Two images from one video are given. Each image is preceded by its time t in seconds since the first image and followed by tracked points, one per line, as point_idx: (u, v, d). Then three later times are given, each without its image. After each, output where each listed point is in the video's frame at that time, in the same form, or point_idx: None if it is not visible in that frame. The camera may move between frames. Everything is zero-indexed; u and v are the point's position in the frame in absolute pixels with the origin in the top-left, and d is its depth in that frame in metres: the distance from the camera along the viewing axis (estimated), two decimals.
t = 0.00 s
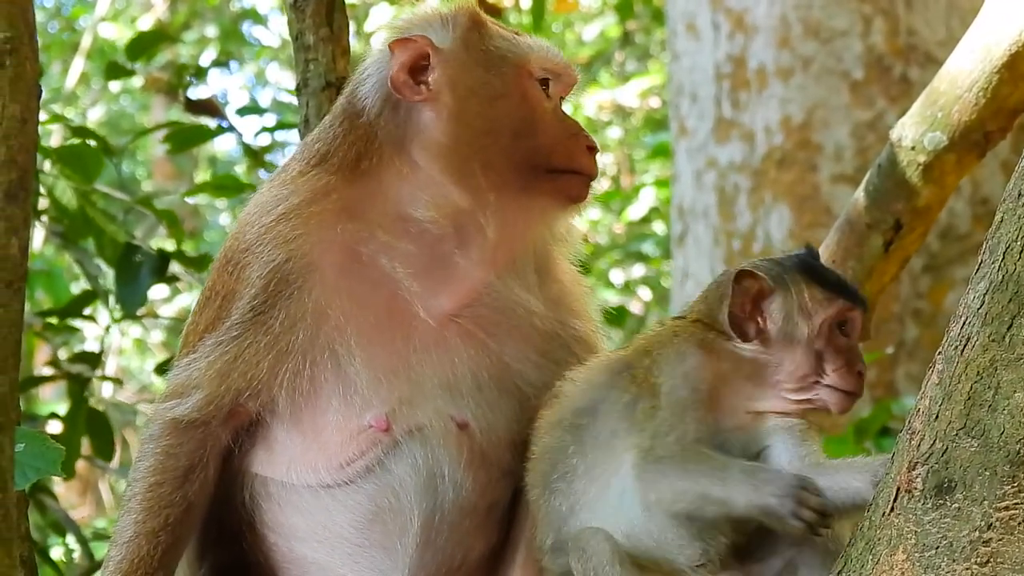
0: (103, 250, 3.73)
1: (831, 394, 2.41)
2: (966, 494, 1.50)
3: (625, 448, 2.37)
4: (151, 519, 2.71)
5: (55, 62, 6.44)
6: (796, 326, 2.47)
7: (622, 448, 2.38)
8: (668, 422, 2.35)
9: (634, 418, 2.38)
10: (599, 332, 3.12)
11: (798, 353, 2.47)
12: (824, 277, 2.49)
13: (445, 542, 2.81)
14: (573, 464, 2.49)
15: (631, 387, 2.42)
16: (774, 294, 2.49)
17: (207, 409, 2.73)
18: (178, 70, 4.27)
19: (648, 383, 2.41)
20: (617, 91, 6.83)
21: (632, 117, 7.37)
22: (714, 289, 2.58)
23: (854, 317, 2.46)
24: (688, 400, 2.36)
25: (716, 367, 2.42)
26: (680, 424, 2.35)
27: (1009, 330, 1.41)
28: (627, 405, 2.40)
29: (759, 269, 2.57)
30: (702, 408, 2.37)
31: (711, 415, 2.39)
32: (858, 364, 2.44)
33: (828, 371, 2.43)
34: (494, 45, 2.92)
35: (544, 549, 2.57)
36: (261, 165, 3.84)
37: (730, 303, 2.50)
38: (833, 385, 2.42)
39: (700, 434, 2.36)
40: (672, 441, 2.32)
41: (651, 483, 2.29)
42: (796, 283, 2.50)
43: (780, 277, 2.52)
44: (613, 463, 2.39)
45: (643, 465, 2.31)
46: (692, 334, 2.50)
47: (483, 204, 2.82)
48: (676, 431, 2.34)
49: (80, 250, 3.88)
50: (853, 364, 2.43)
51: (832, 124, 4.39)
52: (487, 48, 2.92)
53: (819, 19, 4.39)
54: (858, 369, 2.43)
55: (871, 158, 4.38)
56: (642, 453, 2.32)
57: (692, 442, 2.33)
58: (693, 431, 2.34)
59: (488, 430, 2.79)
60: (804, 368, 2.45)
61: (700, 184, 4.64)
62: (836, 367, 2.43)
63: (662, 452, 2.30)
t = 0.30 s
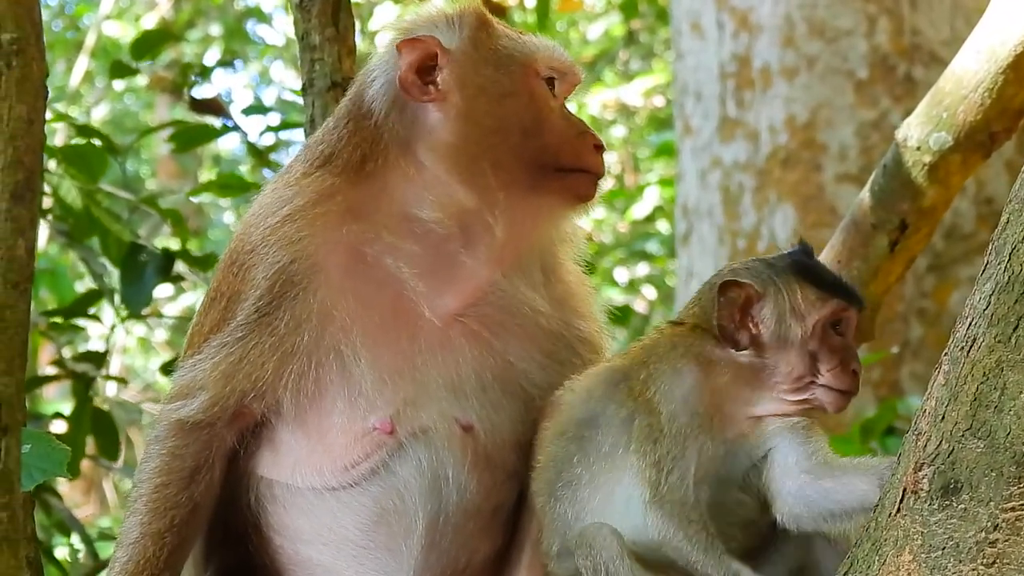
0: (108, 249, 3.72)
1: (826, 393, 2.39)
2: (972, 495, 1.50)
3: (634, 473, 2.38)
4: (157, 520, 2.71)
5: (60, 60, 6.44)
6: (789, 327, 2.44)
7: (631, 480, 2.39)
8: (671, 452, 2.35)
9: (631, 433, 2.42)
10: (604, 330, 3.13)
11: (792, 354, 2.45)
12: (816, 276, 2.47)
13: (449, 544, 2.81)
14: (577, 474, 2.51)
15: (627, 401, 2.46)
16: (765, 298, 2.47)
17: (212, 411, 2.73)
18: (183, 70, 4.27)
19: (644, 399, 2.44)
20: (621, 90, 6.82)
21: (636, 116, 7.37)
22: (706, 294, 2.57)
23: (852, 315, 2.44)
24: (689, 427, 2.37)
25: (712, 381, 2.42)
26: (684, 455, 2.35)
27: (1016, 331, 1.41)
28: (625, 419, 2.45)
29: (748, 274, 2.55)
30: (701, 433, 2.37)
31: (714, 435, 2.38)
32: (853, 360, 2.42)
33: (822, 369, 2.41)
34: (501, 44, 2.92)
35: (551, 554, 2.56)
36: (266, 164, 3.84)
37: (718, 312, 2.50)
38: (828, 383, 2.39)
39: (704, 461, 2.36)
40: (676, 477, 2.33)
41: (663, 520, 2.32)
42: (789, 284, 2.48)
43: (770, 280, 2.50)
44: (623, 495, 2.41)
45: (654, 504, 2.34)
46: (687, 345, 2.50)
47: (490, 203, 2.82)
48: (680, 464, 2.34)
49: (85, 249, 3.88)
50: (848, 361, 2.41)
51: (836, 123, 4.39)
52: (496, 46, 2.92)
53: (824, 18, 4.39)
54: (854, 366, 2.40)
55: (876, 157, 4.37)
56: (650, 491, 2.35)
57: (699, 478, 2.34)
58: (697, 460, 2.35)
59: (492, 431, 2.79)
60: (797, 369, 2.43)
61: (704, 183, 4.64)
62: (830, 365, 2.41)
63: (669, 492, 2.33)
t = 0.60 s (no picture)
0: (113, 249, 3.71)
1: (812, 385, 2.39)
2: (978, 499, 1.49)
3: (632, 488, 2.40)
4: (163, 522, 2.71)
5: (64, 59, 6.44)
6: (773, 320, 2.44)
7: (628, 494, 2.42)
8: (666, 463, 2.37)
9: (625, 447, 2.44)
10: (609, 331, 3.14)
11: (778, 346, 2.45)
12: (798, 266, 2.47)
13: (454, 546, 2.82)
14: (577, 483, 2.52)
15: (620, 415, 2.48)
16: (749, 291, 2.47)
17: (218, 413, 2.73)
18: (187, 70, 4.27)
19: (637, 412, 2.45)
20: (624, 90, 6.82)
21: (640, 115, 7.37)
22: (688, 295, 2.57)
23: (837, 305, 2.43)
24: (683, 437, 2.38)
25: (704, 390, 2.41)
26: (680, 466, 2.36)
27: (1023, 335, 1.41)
28: (619, 433, 2.47)
29: (730, 268, 2.54)
30: (694, 444, 2.38)
31: (706, 445, 2.39)
32: (839, 350, 2.41)
33: (807, 361, 2.41)
34: (510, 47, 2.93)
35: (554, 561, 2.55)
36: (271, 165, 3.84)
37: (702, 309, 2.49)
38: (813, 375, 2.39)
39: (699, 472, 2.36)
40: (670, 489, 2.34)
41: (659, 532, 2.32)
42: (771, 275, 2.48)
43: (753, 273, 2.49)
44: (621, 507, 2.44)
45: (651, 516, 2.34)
46: (676, 353, 2.49)
47: (498, 207, 2.82)
48: (675, 475, 2.35)
49: (89, 249, 3.87)
50: (833, 351, 2.40)
51: (840, 125, 4.39)
52: (505, 50, 2.92)
53: (828, 19, 4.39)
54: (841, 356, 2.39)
55: (880, 158, 4.37)
56: (646, 505, 2.36)
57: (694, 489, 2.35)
58: (691, 471, 2.36)
59: (499, 433, 2.79)
60: (783, 360, 2.43)
61: (708, 184, 4.65)
62: (815, 356, 2.40)
63: (665, 504, 2.34)
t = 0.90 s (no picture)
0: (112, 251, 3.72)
1: (807, 377, 2.40)
2: (980, 498, 1.47)
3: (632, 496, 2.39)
4: (165, 523, 2.69)
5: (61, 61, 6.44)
6: (764, 315, 2.45)
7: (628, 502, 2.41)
8: (663, 471, 2.35)
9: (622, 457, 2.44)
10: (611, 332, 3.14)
11: (770, 341, 2.46)
12: (787, 261, 2.48)
13: (456, 546, 2.82)
14: (576, 491, 2.52)
15: (617, 424, 2.48)
16: (739, 288, 2.48)
17: (221, 414, 2.73)
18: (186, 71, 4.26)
19: (633, 422, 2.44)
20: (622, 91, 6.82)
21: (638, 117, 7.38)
22: (677, 294, 2.56)
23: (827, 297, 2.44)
24: (678, 445, 2.36)
25: (702, 394, 2.41)
26: (678, 473, 2.34)
27: None
28: (617, 443, 2.47)
29: (718, 266, 2.54)
30: (691, 451, 2.36)
31: (704, 449, 2.40)
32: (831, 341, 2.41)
33: (801, 353, 2.41)
34: (519, 50, 2.93)
35: (557, 567, 2.56)
36: (270, 166, 3.83)
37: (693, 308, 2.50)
38: (807, 367, 2.40)
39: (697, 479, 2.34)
40: (669, 498, 2.33)
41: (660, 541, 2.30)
42: (761, 270, 2.49)
43: (742, 269, 2.50)
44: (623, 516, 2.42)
45: (651, 525, 2.33)
46: (670, 359, 2.48)
47: (503, 207, 2.81)
48: (672, 483, 2.33)
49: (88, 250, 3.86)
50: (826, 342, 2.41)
51: (839, 125, 4.40)
52: (514, 52, 2.92)
53: (827, 20, 4.39)
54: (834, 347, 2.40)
55: (878, 159, 4.38)
56: (645, 513, 2.35)
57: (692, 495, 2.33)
58: (689, 478, 2.34)
59: (501, 434, 2.79)
60: (776, 355, 2.44)
61: (707, 185, 4.65)
62: (808, 348, 2.41)
63: (663, 513, 2.32)
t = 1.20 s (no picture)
0: (111, 251, 3.72)
1: (794, 312, 2.51)
2: (978, 500, 1.47)
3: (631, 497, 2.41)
4: (163, 523, 2.69)
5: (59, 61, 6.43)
6: (726, 281, 2.58)
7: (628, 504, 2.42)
8: (659, 465, 2.37)
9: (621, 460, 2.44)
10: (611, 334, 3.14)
11: (744, 300, 2.56)
12: (726, 227, 2.66)
13: (456, 545, 2.81)
14: (578, 495, 2.52)
15: (619, 423, 2.47)
16: (697, 268, 2.62)
17: (219, 414, 2.72)
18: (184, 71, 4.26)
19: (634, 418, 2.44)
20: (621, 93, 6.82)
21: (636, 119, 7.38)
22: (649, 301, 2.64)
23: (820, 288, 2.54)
24: (671, 442, 2.38)
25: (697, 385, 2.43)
26: (672, 468, 2.36)
27: None
28: (620, 441, 2.46)
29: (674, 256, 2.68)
30: (687, 445, 2.38)
31: (700, 443, 2.39)
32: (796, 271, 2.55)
33: (779, 294, 2.53)
34: (519, 52, 2.94)
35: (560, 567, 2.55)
36: (268, 167, 3.83)
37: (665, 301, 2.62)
38: (789, 302, 2.52)
39: (691, 476, 2.35)
40: (664, 493, 2.35)
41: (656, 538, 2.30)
42: (709, 244, 2.65)
43: (693, 250, 2.65)
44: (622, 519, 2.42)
45: (651, 524, 2.34)
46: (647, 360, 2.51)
47: (501, 208, 2.82)
48: (668, 477, 2.36)
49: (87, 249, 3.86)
50: (793, 272, 2.55)
51: (838, 128, 4.41)
52: (514, 53, 2.93)
53: (827, 23, 4.40)
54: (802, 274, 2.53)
55: (877, 162, 4.40)
56: (643, 513, 2.36)
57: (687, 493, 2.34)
58: (684, 475, 2.35)
59: (500, 434, 2.79)
60: (759, 305, 2.54)
61: (705, 188, 4.61)
62: (782, 287, 2.53)
63: (660, 511, 2.34)
